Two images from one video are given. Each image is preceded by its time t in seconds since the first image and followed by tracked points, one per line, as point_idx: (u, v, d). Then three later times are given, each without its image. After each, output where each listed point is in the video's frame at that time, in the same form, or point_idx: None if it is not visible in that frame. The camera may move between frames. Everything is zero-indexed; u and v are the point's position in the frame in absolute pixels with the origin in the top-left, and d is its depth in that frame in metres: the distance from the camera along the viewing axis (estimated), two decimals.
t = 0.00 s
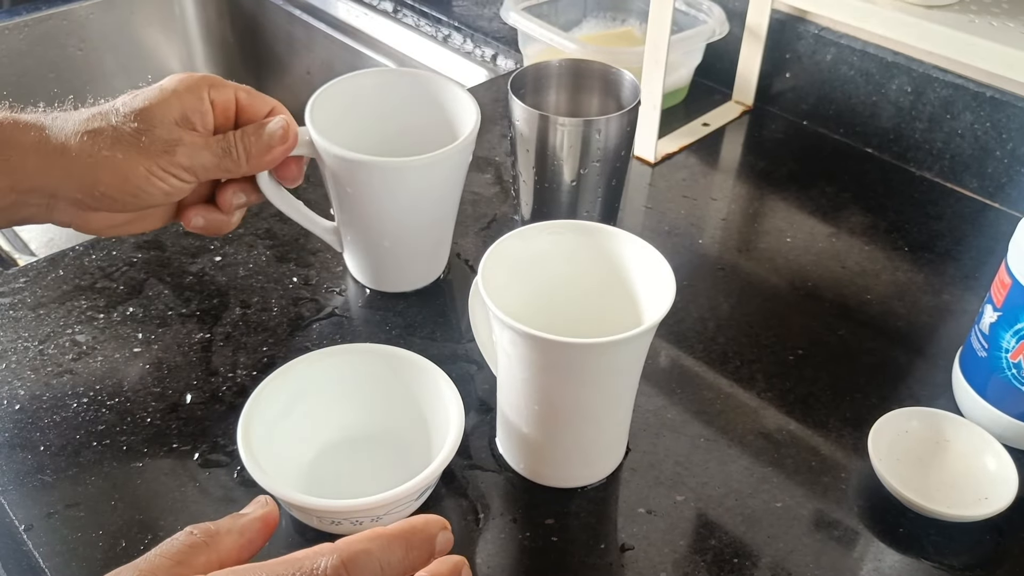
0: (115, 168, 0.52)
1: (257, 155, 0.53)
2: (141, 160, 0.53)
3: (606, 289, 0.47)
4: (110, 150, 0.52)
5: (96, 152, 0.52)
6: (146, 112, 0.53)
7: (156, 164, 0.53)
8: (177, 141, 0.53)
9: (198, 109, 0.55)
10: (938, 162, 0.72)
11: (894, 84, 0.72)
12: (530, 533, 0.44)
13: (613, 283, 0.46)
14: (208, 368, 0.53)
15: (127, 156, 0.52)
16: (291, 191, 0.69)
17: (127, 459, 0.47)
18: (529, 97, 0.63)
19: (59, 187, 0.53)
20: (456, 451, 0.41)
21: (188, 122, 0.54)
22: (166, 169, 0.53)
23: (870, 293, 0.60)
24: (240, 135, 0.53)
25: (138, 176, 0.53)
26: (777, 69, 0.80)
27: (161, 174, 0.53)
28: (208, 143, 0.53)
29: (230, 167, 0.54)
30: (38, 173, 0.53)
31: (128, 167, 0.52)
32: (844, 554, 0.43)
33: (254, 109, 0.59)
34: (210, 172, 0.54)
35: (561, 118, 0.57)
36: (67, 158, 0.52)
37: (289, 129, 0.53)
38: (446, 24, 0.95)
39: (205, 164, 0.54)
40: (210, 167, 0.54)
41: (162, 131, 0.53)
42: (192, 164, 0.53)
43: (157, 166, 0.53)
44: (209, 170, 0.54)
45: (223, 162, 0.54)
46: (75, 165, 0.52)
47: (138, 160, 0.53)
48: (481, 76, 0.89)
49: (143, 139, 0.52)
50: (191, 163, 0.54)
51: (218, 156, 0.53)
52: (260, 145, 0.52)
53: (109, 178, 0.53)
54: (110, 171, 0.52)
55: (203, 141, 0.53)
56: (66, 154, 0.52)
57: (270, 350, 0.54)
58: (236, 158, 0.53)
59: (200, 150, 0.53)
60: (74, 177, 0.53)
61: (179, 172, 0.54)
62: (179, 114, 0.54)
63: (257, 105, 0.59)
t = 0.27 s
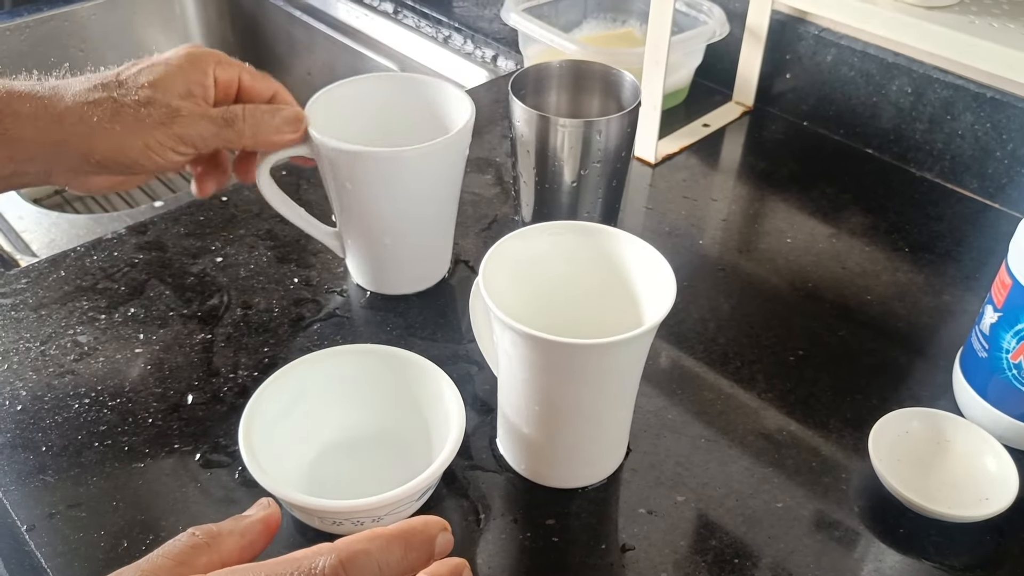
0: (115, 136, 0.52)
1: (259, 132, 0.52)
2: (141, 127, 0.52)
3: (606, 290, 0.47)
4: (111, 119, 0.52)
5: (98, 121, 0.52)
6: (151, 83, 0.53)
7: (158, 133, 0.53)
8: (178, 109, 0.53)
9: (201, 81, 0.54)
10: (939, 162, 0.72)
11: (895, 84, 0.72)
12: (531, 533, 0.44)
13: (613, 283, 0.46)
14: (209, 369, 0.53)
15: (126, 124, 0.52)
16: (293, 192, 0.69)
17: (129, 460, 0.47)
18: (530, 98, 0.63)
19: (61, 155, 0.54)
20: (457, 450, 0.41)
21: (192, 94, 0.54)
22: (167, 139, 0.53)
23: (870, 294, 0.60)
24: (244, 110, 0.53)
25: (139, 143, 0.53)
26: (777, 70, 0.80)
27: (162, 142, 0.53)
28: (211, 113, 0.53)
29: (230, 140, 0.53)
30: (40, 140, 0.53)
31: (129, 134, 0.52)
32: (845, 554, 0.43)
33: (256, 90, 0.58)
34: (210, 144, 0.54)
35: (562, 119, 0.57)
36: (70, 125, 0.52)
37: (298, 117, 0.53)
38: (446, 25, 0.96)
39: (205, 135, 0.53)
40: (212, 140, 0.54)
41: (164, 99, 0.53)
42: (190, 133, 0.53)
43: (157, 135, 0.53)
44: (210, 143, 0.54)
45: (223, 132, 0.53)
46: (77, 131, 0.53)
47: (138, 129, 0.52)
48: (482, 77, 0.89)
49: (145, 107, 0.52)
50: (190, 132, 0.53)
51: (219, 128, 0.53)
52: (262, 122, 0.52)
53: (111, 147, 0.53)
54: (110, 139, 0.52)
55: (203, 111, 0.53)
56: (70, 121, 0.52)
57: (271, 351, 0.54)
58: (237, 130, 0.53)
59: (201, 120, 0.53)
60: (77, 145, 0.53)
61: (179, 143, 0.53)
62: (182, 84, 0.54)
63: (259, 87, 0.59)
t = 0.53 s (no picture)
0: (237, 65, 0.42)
1: (330, 58, 0.43)
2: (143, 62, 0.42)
3: (606, 292, 0.47)
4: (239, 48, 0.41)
5: (93, 44, 0.42)
6: (225, 4, 0.41)
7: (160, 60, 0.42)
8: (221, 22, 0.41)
9: None
10: (936, 163, 0.72)
11: (892, 85, 0.72)
12: (529, 534, 0.44)
13: (613, 285, 0.46)
14: (208, 370, 0.53)
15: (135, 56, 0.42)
16: (291, 193, 0.70)
17: (127, 461, 0.47)
18: (529, 100, 0.63)
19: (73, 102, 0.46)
20: (455, 450, 0.41)
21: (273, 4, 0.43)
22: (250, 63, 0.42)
23: (867, 294, 0.60)
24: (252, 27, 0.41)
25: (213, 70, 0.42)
26: (775, 71, 0.81)
27: (238, 69, 0.42)
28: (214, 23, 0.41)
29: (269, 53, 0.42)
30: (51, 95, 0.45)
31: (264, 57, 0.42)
32: (842, 554, 0.44)
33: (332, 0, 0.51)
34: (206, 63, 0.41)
35: (559, 120, 0.57)
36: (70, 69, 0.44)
37: (366, 46, 0.44)
38: (445, 26, 0.96)
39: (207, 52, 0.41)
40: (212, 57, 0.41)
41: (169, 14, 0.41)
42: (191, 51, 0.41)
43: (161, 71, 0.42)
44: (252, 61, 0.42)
45: (298, 52, 0.42)
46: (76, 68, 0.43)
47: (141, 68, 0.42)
48: (480, 78, 0.89)
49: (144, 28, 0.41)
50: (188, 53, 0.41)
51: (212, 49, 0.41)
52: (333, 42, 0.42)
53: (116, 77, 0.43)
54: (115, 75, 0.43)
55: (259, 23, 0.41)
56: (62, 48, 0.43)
57: (269, 352, 0.54)
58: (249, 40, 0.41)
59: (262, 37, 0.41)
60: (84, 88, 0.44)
61: (257, 68, 0.42)
62: None
63: None
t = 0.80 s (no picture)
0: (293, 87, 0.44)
1: (391, 87, 0.45)
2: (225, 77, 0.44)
3: (606, 292, 0.47)
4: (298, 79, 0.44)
5: (155, 63, 0.45)
6: (289, 28, 0.43)
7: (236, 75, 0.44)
8: (303, 56, 0.43)
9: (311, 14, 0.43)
10: (934, 163, 0.72)
11: (890, 85, 0.72)
12: (528, 533, 0.44)
13: (612, 285, 0.46)
14: (208, 370, 0.53)
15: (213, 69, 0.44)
16: (291, 194, 0.70)
17: (128, 461, 0.47)
18: (527, 101, 0.63)
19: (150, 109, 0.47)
20: (454, 448, 0.42)
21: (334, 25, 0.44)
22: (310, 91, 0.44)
23: (865, 295, 0.61)
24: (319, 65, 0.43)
25: (273, 96, 0.44)
26: (773, 72, 0.81)
27: (298, 96, 0.44)
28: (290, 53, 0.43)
29: (339, 84, 0.44)
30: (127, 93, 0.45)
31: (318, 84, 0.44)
32: (840, 553, 0.44)
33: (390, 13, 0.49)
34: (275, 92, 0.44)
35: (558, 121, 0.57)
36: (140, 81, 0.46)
37: (429, 70, 0.47)
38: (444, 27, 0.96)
39: (280, 79, 0.44)
40: (283, 83, 0.44)
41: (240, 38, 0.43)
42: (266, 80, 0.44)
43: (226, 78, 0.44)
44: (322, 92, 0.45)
45: (358, 86, 0.45)
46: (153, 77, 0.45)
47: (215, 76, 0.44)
48: (480, 79, 0.89)
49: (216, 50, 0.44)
50: (260, 79, 0.44)
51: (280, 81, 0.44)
52: (392, 77, 0.45)
53: (180, 93, 0.45)
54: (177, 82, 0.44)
55: (333, 56, 0.43)
56: (123, 67, 0.46)
57: (269, 352, 0.55)
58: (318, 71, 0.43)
59: (336, 68, 0.44)
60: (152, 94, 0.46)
61: (314, 93, 0.45)
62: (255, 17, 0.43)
63: (393, 8, 0.49)
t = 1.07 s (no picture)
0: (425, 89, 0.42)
1: (499, 144, 0.45)
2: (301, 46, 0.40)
3: (607, 294, 0.47)
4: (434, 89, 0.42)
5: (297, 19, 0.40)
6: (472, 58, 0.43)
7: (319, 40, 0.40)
8: (447, 79, 0.42)
9: (468, 36, 0.43)
10: (934, 165, 0.72)
11: (890, 88, 0.73)
12: (529, 534, 0.44)
13: (612, 287, 0.47)
14: (209, 371, 0.53)
15: (279, 24, 0.39)
16: (293, 195, 0.70)
17: (129, 461, 0.47)
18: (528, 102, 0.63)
19: (151, 73, 0.39)
20: (455, 449, 0.42)
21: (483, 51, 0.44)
22: (423, 106, 0.43)
23: (865, 296, 0.61)
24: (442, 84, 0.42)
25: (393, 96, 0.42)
26: (774, 74, 0.81)
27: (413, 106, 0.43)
28: (440, 72, 0.42)
29: (405, 95, 0.42)
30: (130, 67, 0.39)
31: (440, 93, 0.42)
32: (840, 554, 0.44)
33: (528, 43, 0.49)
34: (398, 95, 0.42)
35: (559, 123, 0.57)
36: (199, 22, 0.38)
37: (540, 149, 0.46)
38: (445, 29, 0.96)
39: (393, 83, 0.42)
40: (402, 89, 0.42)
41: (377, 11, 0.40)
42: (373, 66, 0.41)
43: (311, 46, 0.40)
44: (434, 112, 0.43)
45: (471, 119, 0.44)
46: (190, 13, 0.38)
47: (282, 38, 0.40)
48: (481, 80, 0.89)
49: (338, 16, 0.40)
50: (369, 72, 0.41)
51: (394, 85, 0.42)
52: (507, 132, 0.45)
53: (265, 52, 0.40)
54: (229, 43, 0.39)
55: (471, 91, 0.43)
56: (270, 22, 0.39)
57: (270, 353, 0.55)
58: (450, 96, 0.42)
59: (460, 101, 0.43)
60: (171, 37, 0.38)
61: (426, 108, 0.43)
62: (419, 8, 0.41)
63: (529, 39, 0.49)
